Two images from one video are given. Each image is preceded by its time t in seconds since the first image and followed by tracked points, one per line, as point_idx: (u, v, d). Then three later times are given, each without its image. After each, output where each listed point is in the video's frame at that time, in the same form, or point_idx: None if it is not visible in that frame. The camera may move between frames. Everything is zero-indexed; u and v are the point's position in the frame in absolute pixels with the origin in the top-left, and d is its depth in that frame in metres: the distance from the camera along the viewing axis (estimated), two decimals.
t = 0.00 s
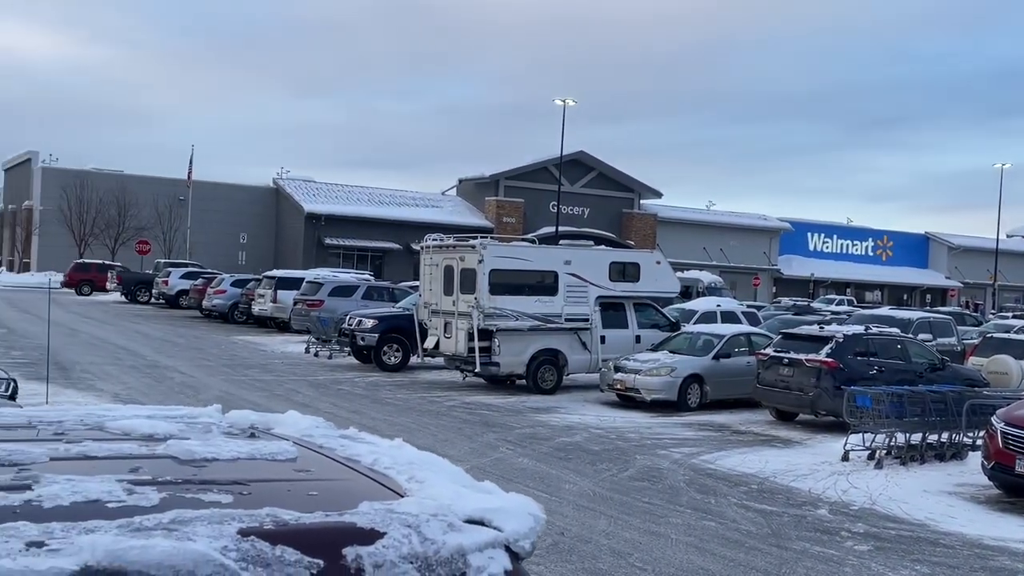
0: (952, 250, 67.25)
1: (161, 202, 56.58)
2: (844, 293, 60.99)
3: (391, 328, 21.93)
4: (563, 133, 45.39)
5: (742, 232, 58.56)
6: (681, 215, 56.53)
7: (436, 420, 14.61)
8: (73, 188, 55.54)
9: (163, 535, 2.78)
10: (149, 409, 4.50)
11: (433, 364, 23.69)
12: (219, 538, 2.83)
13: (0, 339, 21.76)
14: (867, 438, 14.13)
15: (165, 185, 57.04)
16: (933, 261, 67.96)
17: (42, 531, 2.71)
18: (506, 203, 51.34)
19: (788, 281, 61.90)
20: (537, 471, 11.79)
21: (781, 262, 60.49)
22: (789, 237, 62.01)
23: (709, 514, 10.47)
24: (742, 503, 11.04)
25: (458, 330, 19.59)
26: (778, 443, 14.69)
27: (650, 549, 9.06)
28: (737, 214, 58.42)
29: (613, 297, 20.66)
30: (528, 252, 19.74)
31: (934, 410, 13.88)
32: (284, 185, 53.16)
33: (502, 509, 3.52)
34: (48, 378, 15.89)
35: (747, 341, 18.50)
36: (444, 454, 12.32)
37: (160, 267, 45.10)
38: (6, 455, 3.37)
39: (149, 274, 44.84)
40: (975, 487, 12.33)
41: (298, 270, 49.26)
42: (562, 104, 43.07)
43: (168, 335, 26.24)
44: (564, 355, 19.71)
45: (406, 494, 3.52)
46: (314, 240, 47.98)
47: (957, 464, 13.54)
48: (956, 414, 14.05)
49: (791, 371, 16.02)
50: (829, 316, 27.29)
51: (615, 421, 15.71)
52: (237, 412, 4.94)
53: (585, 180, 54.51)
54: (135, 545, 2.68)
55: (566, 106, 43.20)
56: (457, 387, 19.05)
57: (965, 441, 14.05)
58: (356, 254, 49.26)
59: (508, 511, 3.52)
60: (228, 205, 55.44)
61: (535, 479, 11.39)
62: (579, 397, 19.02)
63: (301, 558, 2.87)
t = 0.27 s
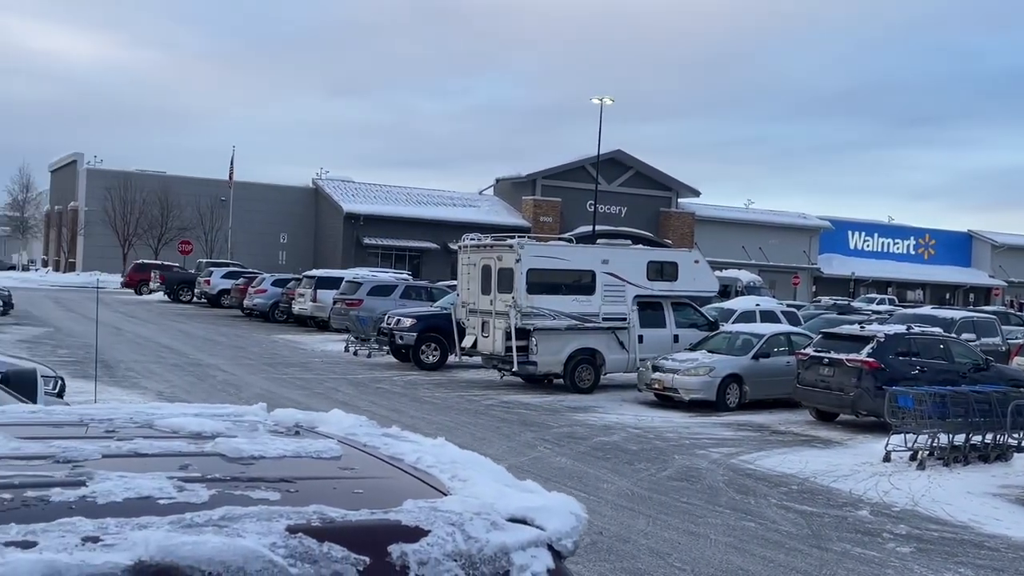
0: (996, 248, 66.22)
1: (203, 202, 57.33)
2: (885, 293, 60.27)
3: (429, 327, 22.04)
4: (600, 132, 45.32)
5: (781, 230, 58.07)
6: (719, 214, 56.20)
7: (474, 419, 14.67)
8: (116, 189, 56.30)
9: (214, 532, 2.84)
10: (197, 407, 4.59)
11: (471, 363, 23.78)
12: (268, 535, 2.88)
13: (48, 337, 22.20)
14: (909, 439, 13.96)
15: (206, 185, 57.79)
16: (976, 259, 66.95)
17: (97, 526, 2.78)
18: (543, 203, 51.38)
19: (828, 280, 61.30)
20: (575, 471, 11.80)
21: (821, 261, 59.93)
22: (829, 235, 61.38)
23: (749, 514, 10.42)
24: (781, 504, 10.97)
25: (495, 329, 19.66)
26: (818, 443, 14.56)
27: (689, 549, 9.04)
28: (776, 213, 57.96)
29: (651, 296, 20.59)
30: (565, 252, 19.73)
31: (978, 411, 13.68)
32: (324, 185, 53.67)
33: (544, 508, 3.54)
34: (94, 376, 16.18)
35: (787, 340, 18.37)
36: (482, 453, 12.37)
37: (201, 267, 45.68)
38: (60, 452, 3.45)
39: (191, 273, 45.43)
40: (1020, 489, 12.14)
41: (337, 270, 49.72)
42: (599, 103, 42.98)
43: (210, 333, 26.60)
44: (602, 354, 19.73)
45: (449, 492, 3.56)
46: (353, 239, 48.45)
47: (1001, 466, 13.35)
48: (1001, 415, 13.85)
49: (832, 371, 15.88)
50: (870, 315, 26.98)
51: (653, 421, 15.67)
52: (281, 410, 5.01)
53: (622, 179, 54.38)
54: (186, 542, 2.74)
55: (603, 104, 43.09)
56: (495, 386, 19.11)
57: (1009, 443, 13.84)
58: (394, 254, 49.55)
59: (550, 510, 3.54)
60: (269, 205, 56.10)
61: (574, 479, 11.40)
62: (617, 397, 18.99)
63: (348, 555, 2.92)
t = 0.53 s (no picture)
0: None
1: (243, 203, 57.98)
2: (927, 292, 59.46)
3: (467, 327, 22.11)
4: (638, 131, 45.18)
5: (821, 229, 57.48)
6: (757, 213, 55.78)
7: (512, 418, 14.68)
8: (158, 190, 56.98)
9: (261, 528, 2.88)
10: (240, 406, 4.64)
11: (508, 363, 23.80)
12: (314, 531, 2.92)
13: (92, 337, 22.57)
14: (953, 439, 13.78)
15: (246, 187, 58.44)
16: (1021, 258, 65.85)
17: (146, 522, 2.82)
18: (579, 202, 51.31)
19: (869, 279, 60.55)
20: (613, 470, 11.77)
21: (862, 260, 59.22)
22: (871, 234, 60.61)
23: (790, 515, 10.33)
24: (822, 505, 10.86)
25: (532, 329, 19.67)
26: (860, 444, 14.40)
27: (730, 550, 8.98)
28: (816, 211, 57.39)
29: (690, 296, 20.47)
30: (602, 251, 19.68)
31: None
32: (362, 186, 54.05)
33: (586, 507, 3.54)
34: (138, 376, 16.43)
35: (827, 340, 18.21)
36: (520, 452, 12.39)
37: (241, 267, 46.16)
38: (110, 449, 3.51)
39: (232, 274, 45.94)
40: None
41: (375, 270, 50.08)
42: (636, 101, 42.81)
43: (250, 333, 26.89)
44: (639, 354, 19.65)
45: (491, 491, 3.57)
46: (391, 240, 48.76)
47: None
48: None
49: (873, 371, 15.71)
50: (913, 314, 26.62)
51: (692, 421, 15.59)
52: (325, 409, 5.06)
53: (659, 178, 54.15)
54: (234, 538, 2.78)
55: (640, 103, 42.90)
56: (532, 386, 19.13)
57: None
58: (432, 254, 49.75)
59: (593, 509, 3.54)
60: (308, 206, 56.63)
61: (612, 479, 11.37)
62: (655, 397, 18.91)
63: (393, 552, 2.93)
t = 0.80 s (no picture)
0: None
1: (282, 204, 58.55)
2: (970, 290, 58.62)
3: (504, 327, 22.15)
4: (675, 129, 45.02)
5: (861, 226, 56.87)
6: (797, 210, 55.32)
7: (550, 418, 14.68)
8: (198, 192, 57.65)
9: (305, 525, 2.91)
10: (282, 404, 4.69)
11: (545, 362, 23.80)
12: (357, 528, 2.94)
13: (135, 337, 22.93)
14: (998, 440, 13.57)
15: (285, 188, 59.01)
16: None
17: (194, 517, 2.87)
18: (616, 201, 51.19)
19: (910, 278, 59.56)
20: (652, 471, 11.73)
21: (904, 257, 58.59)
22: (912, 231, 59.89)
23: (831, 516, 10.23)
24: (864, 505, 10.74)
25: (569, 329, 19.66)
26: (902, 444, 14.22)
27: (770, 550, 8.91)
28: (855, 208, 56.79)
29: (728, 295, 20.33)
30: (639, 250, 19.61)
31: None
32: (399, 186, 54.36)
33: (627, 505, 3.54)
34: (180, 375, 16.65)
35: (868, 340, 18.02)
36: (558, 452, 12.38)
37: (280, 268, 46.60)
38: (157, 446, 3.57)
39: (271, 274, 46.41)
40: None
41: (412, 270, 50.36)
42: (672, 98, 42.59)
43: (290, 333, 27.13)
44: (677, 353, 19.56)
45: (532, 489, 3.58)
46: (428, 240, 48.98)
47: None
48: None
49: (915, 370, 15.51)
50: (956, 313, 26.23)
51: (731, 421, 15.49)
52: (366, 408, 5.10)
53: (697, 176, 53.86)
54: (280, 534, 2.81)
55: (676, 100, 42.68)
56: (569, 385, 19.11)
57: None
58: (468, 254, 49.89)
59: (634, 508, 3.54)
60: (346, 207, 57.07)
61: (650, 478, 11.34)
62: (693, 396, 18.81)
63: (435, 549, 2.95)
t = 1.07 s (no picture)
0: None
1: (318, 205, 59.01)
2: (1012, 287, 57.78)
3: (539, 327, 22.15)
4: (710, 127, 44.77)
5: (900, 224, 56.24)
6: (834, 208, 54.84)
7: (586, 418, 14.66)
8: (236, 194, 58.23)
9: (347, 523, 2.94)
10: (322, 404, 4.73)
11: (581, 362, 23.77)
12: (399, 527, 2.97)
13: (175, 338, 23.22)
14: None
15: (321, 190, 59.45)
16: None
17: (238, 516, 2.90)
18: (651, 200, 51.00)
19: (950, 274, 59.70)
20: (689, 470, 11.68)
21: (944, 255, 57.91)
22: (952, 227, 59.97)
23: (871, 516, 10.12)
24: (905, 506, 10.62)
25: (605, 328, 19.63)
26: (944, 444, 14.02)
27: (809, 550, 8.84)
28: (894, 205, 56.16)
29: (765, 294, 20.18)
30: (675, 249, 19.53)
31: None
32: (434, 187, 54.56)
33: (666, 505, 3.53)
34: (219, 376, 16.83)
35: (908, 338, 17.80)
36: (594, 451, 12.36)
37: (317, 269, 46.95)
38: (200, 445, 3.62)
39: (308, 275, 46.78)
40: None
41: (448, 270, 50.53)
42: (707, 96, 42.33)
43: (326, 334, 27.32)
44: (714, 353, 19.46)
45: (571, 489, 3.58)
46: (463, 241, 49.11)
47: None
48: None
49: (956, 369, 15.29)
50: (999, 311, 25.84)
51: (768, 421, 15.38)
52: (404, 407, 5.12)
53: (732, 174, 53.52)
54: (323, 533, 2.83)
55: (712, 98, 42.41)
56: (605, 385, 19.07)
57: None
58: (503, 254, 49.96)
59: (673, 507, 3.53)
60: (381, 208, 57.39)
61: (687, 478, 11.29)
62: (731, 396, 18.69)
63: (476, 548, 2.96)
